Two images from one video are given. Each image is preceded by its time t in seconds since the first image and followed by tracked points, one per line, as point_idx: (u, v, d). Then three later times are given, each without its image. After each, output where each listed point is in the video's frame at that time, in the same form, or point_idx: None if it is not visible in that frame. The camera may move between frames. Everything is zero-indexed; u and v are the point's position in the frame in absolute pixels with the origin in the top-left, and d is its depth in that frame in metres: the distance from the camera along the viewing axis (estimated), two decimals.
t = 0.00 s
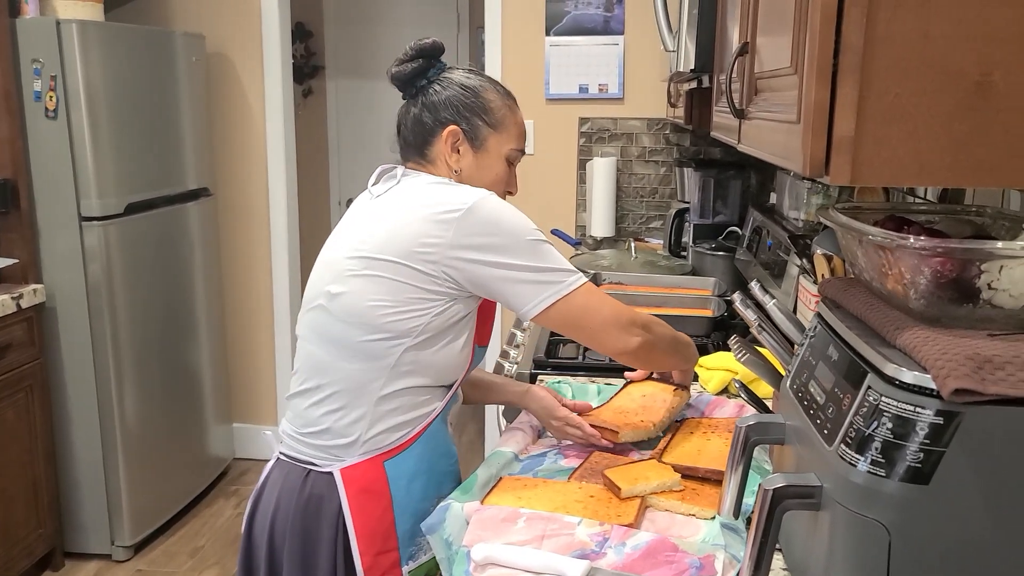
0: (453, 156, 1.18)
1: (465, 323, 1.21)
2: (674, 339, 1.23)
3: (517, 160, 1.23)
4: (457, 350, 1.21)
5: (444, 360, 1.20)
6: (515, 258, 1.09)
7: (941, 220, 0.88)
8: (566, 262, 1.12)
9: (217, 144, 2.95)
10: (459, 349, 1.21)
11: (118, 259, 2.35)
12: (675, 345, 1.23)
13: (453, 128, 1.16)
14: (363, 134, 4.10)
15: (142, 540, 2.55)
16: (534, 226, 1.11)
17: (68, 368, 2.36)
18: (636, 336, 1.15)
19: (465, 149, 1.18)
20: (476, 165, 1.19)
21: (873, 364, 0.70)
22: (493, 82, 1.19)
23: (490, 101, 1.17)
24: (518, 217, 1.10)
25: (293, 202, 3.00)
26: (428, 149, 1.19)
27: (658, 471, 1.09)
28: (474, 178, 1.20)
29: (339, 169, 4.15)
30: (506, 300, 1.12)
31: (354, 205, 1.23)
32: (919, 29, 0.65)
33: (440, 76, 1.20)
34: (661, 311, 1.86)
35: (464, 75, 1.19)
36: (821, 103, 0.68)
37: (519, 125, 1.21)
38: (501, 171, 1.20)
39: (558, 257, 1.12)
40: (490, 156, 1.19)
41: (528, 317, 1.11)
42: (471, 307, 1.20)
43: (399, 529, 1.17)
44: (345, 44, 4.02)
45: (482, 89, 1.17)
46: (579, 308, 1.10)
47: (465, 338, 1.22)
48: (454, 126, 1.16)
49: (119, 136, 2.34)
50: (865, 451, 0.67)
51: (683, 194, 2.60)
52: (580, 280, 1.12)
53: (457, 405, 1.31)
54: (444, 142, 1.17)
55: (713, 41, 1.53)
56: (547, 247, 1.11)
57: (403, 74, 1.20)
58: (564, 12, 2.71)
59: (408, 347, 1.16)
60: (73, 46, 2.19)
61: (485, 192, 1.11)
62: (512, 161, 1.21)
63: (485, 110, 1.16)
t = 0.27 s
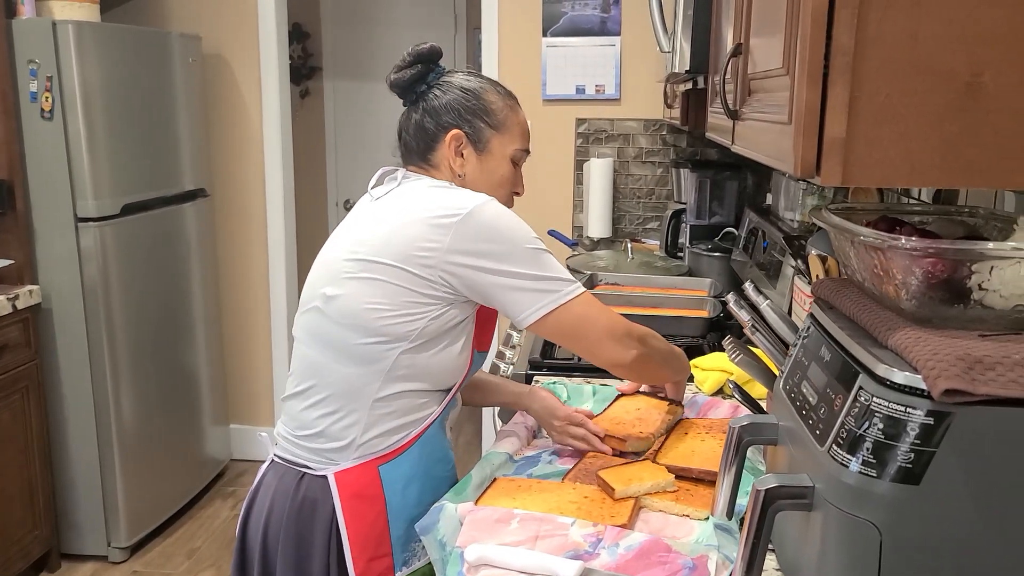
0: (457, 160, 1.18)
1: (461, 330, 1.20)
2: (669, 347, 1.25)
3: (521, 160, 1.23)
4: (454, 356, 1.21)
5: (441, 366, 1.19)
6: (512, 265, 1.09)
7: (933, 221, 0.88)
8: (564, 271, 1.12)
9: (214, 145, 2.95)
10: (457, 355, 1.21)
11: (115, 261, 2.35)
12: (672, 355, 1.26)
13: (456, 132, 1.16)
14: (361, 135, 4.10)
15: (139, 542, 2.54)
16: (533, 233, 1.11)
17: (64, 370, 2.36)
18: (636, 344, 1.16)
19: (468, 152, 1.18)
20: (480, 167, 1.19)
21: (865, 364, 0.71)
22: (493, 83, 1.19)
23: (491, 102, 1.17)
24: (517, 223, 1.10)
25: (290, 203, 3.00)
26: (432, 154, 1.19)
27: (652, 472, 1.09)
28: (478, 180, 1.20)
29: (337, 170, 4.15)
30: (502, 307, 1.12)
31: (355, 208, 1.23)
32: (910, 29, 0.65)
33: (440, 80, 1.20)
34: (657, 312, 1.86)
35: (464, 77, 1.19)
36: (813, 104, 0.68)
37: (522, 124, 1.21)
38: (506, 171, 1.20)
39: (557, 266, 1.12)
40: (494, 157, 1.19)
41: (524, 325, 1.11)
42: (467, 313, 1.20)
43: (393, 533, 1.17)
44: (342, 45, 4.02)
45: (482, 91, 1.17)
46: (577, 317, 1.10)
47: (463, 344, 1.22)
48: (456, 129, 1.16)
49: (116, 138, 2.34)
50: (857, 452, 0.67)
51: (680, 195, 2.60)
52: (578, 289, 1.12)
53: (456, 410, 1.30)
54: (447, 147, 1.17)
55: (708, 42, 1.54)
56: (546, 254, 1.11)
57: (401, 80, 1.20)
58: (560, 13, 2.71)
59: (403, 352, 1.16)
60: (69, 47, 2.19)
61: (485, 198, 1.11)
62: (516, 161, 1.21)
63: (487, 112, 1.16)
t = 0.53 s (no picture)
0: (463, 164, 1.18)
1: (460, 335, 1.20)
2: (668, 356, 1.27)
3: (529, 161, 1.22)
4: (452, 361, 1.20)
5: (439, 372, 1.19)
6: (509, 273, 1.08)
7: (933, 224, 0.88)
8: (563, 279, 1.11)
9: (213, 146, 2.94)
10: (455, 360, 1.20)
11: (114, 261, 2.35)
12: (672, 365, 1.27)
13: (462, 136, 1.16)
14: (360, 136, 4.10)
15: (137, 543, 2.54)
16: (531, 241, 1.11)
17: (63, 370, 2.36)
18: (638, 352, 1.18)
19: (474, 155, 1.18)
20: (486, 170, 1.19)
21: (865, 367, 0.71)
22: (498, 85, 1.19)
23: (496, 105, 1.16)
24: (516, 231, 1.09)
25: (289, 203, 3.00)
26: (438, 158, 1.19)
27: (651, 474, 1.09)
28: (484, 183, 1.20)
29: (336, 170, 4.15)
30: (499, 315, 1.11)
31: (356, 209, 1.22)
32: (909, 32, 0.65)
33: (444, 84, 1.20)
34: (656, 313, 1.86)
35: (468, 79, 1.19)
36: (812, 108, 0.68)
37: (529, 125, 1.20)
38: (513, 173, 1.20)
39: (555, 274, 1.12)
40: (500, 160, 1.18)
41: (521, 333, 1.11)
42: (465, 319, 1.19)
43: (389, 539, 1.16)
44: (341, 46, 4.01)
45: (487, 93, 1.17)
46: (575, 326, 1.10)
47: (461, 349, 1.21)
48: (462, 133, 1.16)
49: (115, 138, 2.34)
50: (857, 455, 0.67)
51: (679, 196, 2.60)
52: (576, 297, 1.11)
53: (456, 414, 1.30)
54: (452, 150, 1.17)
55: (707, 43, 1.54)
56: (543, 263, 1.10)
57: (406, 84, 1.20)
58: (560, 14, 2.71)
59: (401, 358, 1.16)
60: (68, 47, 2.19)
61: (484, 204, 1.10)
62: (524, 162, 1.21)
63: (492, 115, 1.16)
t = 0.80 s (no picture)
0: (454, 162, 1.18)
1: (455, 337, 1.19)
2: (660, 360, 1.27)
3: (526, 158, 1.20)
4: (448, 363, 1.19)
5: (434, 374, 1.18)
6: (503, 275, 1.08)
7: (931, 224, 0.88)
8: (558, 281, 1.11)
9: (210, 145, 2.94)
10: (451, 362, 1.20)
11: (109, 261, 2.34)
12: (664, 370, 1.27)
13: (451, 134, 1.16)
14: (357, 135, 4.10)
15: (134, 543, 2.54)
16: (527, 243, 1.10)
17: (59, 370, 2.35)
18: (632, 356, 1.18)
19: (465, 154, 1.17)
20: (478, 169, 1.18)
21: (863, 368, 0.70)
22: (492, 82, 1.18)
23: (486, 102, 1.15)
24: (511, 233, 1.09)
25: (286, 203, 2.99)
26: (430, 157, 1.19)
27: (649, 475, 1.09)
28: (477, 182, 1.19)
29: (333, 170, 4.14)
30: (494, 317, 1.11)
31: (353, 209, 1.22)
32: (908, 32, 0.65)
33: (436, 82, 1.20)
34: (654, 313, 1.86)
35: (460, 77, 1.19)
36: (811, 108, 0.68)
37: (524, 122, 1.18)
38: (507, 171, 1.18)
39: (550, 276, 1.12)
40: (492, 157, 1.17)
41: (516, 334, 1.10)
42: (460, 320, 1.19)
43: (385, 541, 1.16)
44: (338, 45, 4.01)
45: (478, 92, 1.16)
46: (574, 326, 1.10)
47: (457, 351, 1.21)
48: (452, 132, 1.16)
49: (111, 137, 2.33)
50: (855, 457, 0.67)
51: (677, 196, 2.60)
52: (572, 299, 1.11)
53: (453, 415, 1.29)
54: (443, 150, 1.17)
55: (705, 43, 1.53)
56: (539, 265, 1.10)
57: (400, 85, 1.21)
58: (558, 13, 2.71)
59: (395, 360, 1.15)
60: (63, 46, 2.18)
61: (479, 205, 1.09)
62: (519, 160, 1.19)
63: (482, 112, 1.15)
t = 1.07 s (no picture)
0: (416, 152, 1.18)
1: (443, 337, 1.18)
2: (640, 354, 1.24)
3: (497, 143, 1.14)
4: (435, 364, 1.18)
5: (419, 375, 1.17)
6: (477, 281, 1.07)
7: (929, 228, 0.88)
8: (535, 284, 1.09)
9: (206, 148, 2.93)
10: (438, 362, 1.19)
11: (105, 264, 2.34)
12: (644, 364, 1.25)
13: (408, 123, 1.17)
14: (354, 138, 4.10)
15: (129, 547, 2.53)
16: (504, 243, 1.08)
17: (54, 373, 2.34)
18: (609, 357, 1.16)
19: (424, 142, 1.17)
20: (437, 156, 1.16)
21: (860, 373, 0.70)
22: (464, 74, 1.17)
23: (446, 90, 1.15)
24: (485, 234, 1.07)
25: (283, 205, 2.99)
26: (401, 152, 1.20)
27: (646, 480, 1.09)
28: (439, 169, 1.16)
29: (331, 173, 4.14)
30: (471, 319, 1.10)
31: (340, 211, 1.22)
32: (905, 36, 0.64)
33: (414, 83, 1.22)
34: (651, 317, 1.85)
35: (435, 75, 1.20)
36: (808, 113, 0.67)
37: (488, 104, 1.13)
38: (466, 154, 1.14)
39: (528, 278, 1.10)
40: (448, 141, 1.14)
41: (492, 339, 1.09)
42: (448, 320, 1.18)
43: (377, 543, 1.14)
44: (336, 47, 4.01)
45: (441, 82, 1.16)
46: (544, 334, 1.08)
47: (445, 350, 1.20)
48: (410, 121, 1.17)
49: (107, 140, 2.32)
50: (852, 462, 0.66)
51: (674, 199, 2.60)
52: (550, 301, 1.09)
53: (447, 416, 1.28)
54: (406, 141, 1.18)
55: (702, 46, 1.53)
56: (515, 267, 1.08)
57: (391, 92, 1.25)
58: (555, 16, 2.71)
59: (378, 363, 1.15)
60: (60, 49, 2.18)
61: (455, 205, 1.08)
62: (484, 144, 1.14)
63: (440, 99, 1.15)
